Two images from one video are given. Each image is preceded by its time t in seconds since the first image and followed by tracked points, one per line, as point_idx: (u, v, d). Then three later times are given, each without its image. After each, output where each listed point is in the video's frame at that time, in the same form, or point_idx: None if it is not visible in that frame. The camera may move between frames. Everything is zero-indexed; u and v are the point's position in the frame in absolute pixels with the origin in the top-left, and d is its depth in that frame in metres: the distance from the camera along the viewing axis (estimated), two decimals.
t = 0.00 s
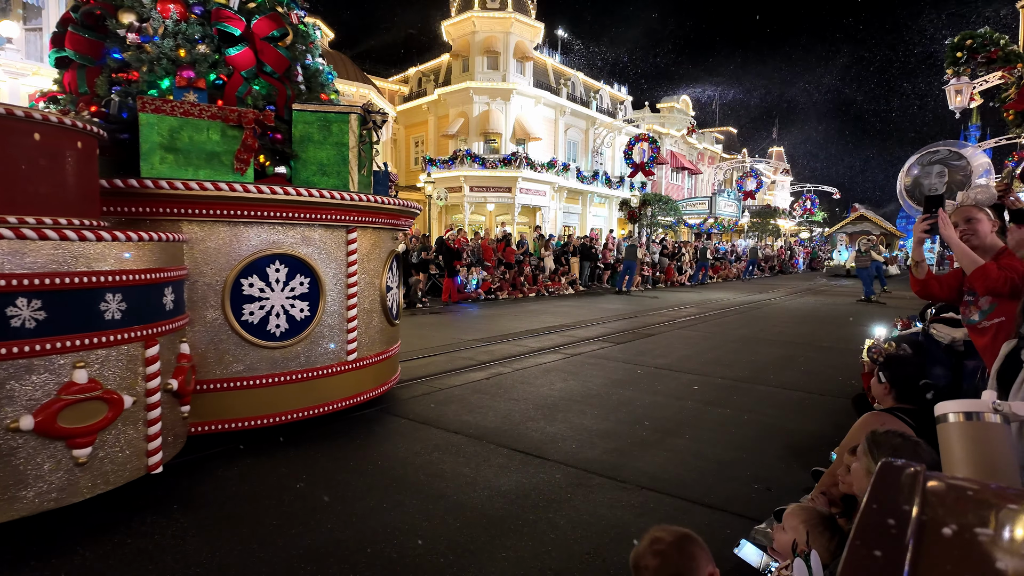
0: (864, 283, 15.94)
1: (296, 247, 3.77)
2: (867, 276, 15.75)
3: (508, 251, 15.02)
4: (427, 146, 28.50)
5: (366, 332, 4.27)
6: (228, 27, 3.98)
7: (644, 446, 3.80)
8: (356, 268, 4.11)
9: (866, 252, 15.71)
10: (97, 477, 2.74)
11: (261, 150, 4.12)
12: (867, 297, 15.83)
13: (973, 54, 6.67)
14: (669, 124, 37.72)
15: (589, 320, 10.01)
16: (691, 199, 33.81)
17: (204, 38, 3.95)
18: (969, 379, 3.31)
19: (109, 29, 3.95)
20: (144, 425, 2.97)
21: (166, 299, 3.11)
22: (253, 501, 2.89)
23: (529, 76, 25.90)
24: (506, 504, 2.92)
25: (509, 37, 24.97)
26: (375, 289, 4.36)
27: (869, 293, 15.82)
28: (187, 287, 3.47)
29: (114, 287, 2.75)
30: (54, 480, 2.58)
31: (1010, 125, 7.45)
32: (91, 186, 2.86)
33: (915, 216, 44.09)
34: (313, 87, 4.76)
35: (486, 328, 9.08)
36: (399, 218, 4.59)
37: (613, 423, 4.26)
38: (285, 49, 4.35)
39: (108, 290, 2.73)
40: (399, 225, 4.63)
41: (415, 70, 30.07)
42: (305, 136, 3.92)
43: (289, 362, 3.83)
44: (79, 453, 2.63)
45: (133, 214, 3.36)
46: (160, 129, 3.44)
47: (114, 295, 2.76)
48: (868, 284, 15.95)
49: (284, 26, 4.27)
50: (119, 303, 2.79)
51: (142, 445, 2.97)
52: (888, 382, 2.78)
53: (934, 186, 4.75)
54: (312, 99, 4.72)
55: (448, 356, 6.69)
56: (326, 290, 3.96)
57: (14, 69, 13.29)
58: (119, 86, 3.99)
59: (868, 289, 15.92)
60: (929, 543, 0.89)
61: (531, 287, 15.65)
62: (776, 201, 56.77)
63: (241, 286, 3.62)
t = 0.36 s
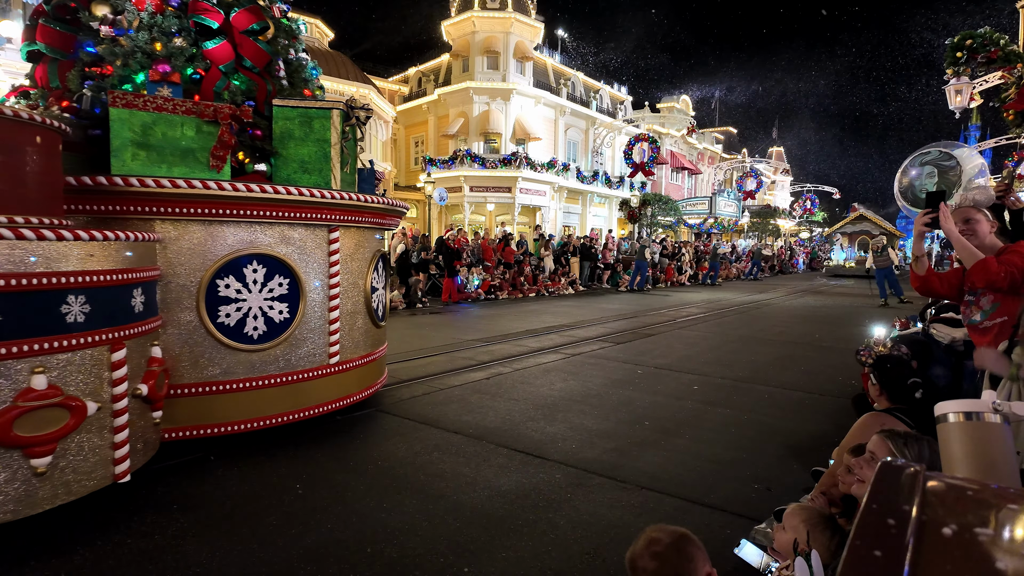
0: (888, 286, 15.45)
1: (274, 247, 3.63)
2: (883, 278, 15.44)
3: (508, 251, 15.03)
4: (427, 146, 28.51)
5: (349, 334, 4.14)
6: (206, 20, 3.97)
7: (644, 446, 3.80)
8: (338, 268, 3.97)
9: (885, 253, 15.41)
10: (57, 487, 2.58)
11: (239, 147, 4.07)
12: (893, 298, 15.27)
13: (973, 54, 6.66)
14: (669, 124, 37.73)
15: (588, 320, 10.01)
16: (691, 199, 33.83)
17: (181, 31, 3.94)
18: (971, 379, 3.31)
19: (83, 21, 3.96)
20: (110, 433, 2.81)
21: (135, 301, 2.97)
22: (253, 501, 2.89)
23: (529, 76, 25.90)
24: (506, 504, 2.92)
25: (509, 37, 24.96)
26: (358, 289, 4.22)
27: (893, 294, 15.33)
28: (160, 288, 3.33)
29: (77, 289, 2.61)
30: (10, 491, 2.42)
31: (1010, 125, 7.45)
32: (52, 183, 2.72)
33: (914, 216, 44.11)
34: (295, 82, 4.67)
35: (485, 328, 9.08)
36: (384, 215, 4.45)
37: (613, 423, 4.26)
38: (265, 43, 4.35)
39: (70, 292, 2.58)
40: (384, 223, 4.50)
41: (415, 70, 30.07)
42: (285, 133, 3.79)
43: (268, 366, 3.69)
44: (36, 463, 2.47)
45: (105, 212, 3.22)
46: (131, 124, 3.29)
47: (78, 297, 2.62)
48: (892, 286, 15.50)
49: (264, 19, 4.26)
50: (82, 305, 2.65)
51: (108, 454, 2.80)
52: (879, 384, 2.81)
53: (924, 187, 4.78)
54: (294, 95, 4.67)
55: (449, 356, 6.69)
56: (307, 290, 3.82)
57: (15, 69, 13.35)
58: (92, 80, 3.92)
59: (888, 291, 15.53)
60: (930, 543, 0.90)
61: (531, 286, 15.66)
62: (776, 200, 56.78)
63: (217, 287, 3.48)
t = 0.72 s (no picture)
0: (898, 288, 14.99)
1: (252, 246, 3.56)
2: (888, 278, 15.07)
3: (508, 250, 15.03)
4: (427, 146, 28.51)
5: (331, 336, 4.07)
6: (181, 12, 3.90)
7: (644, 446, 3.80)
8: (320, 269, 3.92)
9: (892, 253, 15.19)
10: (16, 496, 2.50)
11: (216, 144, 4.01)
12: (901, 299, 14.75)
13: (973, 54, 6.66)
14: (669, 124, 37.73)
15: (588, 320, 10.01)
16: (691, 199, 33.84)
17: (156, 23, 3.85)
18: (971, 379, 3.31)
19: (54, 14, 3.84)
20: (75, 440, 2.72)
21: (102, 302, 2.88)
22: (253, 501, 2.89)
23: (529, 76, 25.90)
24: (506, 504, 2.92)
25: (509, 37, 24.97)
26: (342, 290, 4.17)
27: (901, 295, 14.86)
28: (131, 290, 3.22)
29: (37, 291, 2.52)
30: None
31: (1010, 125, 7.45)
32: (15, 180, 2.62)
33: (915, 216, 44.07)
34: (278, 77, 4.63)
35: (485, 328, 9.07)
36: (369, 215, 4.41)
37: (613, 423, 4.26)
38: (244, 37, 4.28)
39: (29, 294, 2.49)
40: (369, 223, 4.46)
41: (415, 70, 30.06)
42: (265, 128, 3.73)
43: (246, 369, 3.60)
44: None
45: (72, 211, 3.10)
46: (101, 119, 3.20)
47: (38, 299, 2.53)
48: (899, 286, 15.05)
49: (242, 12, 4.20)
50: (43, 307, 2.56)
51: (72, 462, 2.72)
52: (874, 385, 2.82)
53: (916, 188, 4.84)
54: (276, 90, 4.59)
55: (448, 356, 6.68)
56: (287, 291, 3.75)
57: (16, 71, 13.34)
58: (62, 75, 3.85)
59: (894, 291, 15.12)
60: (929, 544, 0.90)
61: (531, 286, 15.65)
62: (776, 201, 56.76)
63: (192, 288, 3.38)
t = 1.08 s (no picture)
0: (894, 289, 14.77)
1: (230, 246, 3.51)
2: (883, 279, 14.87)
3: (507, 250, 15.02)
4: (427, 146, 28.51)
5: (314, 338, 4.00)
6: (157, 5, 3.86)
7: (644, 446, 3.80)
8: (301, 269, 3.86)
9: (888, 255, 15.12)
10: None
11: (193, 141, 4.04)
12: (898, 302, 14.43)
13: (973, 54, 6.66)
14: (669, 124, 37.71)
15: (588, 320, 10.00)
16: (691, 199, 33.84)
17: (131, 17, 3.78)
18: (970, 379, 3.32)
19: (26, 8, 3.77)
20: (39, 448, 2.68)
21: (69, 304, 2.83)
22: (252, 501, 2.89)
23: (529, 76, 25.89)
24: (506, 504, 2.92)
25: (509, 37, 24.96)
26: (326, 291, 4.11)
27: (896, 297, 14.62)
28: (102, 291, 3.15)
29: None
30: None
31: (1010, 125, 7.44)
32: None
33: (915, 216, 44.04)
34: (259, 72, 4.60)
35: (485, 328, 9.07)
36: (353, 214, 4.36)
37: (613, 423, 4.26)
38: (223, 31, 4.25)
39: None
40: (354, 223, 4.40)
41: (415, 70, 30.03)
42: (245, 125, 3.66)
43: (224, 373, 3.53)
44: None
45: (45, 210, 2.97)
46: (70, 115, 3.05)
47: None
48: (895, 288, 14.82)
49: (221, 6, 4.17)
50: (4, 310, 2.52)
51: (36, 470, 2.67)
52: (872, 385, 2.82)
53: (912, 188, 4.85)
54: (258, 86, 4.55)
55: (448, 355, 6.69)
56: (266, 292, 3.70)
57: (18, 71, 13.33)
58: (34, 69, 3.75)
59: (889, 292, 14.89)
60: (929, 542, 0.90)
61: (531, 286, 15.62)
62: (776, 201, 56.75)
63: (166, 289, 3.32)
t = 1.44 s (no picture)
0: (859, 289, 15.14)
1: (206, 246, 3.40)
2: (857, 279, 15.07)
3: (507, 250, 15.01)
4: (427, 146, 28.51)
5: (295, 340, 3.90)
6: None
7: (644, 446, 3.80)
8: (282, 269, 3.75)
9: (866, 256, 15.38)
10: None
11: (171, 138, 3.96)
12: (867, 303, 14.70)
13: (973, 54, 6.66)
14: (669, 124, 37.70)
15: (588, 320, 10.00)
16: (691, 199, 33.82)
17: (105, 10, 3.76)
18: (970, 379, 3.31)
19: None
20: None
21: (34, 306, 2.72)
22: (252, 501, 2.89)
23: (529, 76, 25.89)
24: (506, 504, 2.92)
25: (509, 37, 24.95)
26: (309, 292, 4.01)
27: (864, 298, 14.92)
28: (72, 292, 3.05)
29: None
30: None
31: (1009, 125, 7.45)
32: None
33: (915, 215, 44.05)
34: (240, 67, 4.58)
35: (485, 328, 9.07)
36: (338, 213, 4.26)
37: (613, 423, 4.26)
38: (201, 25, 4.23)
39: None
40: (338, 222, 4.29)
41: (415, 70, 30.04)
42: (225, 121, 3.58)
43: (201, 377, 3.43)
44: None
45: (13, 209, 2.84)
46: (39, 110, 2.99)
47: None
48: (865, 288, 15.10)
49: None
50: None
51: None
52: (874, 386, 2.82)
53: (912, 189, 4.92)
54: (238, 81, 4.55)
55: (448, 355, 6.69)
56: (244, 293, 3.59)
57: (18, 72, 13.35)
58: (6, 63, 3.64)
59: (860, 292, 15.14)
60: (929, 542, 0.90)
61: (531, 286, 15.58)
62: (777, 201, 56.73)
63: (139, 290, 3.21)
